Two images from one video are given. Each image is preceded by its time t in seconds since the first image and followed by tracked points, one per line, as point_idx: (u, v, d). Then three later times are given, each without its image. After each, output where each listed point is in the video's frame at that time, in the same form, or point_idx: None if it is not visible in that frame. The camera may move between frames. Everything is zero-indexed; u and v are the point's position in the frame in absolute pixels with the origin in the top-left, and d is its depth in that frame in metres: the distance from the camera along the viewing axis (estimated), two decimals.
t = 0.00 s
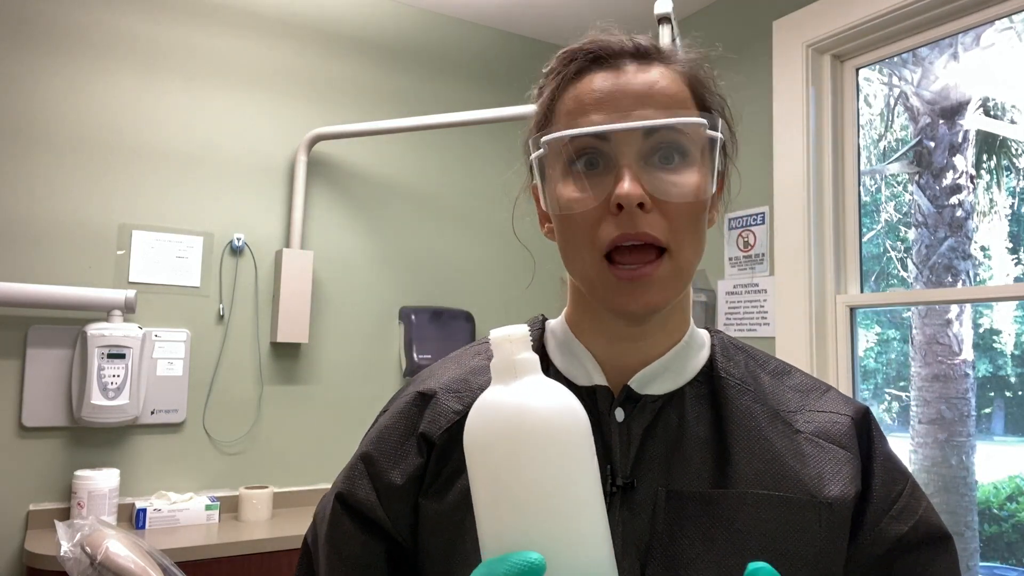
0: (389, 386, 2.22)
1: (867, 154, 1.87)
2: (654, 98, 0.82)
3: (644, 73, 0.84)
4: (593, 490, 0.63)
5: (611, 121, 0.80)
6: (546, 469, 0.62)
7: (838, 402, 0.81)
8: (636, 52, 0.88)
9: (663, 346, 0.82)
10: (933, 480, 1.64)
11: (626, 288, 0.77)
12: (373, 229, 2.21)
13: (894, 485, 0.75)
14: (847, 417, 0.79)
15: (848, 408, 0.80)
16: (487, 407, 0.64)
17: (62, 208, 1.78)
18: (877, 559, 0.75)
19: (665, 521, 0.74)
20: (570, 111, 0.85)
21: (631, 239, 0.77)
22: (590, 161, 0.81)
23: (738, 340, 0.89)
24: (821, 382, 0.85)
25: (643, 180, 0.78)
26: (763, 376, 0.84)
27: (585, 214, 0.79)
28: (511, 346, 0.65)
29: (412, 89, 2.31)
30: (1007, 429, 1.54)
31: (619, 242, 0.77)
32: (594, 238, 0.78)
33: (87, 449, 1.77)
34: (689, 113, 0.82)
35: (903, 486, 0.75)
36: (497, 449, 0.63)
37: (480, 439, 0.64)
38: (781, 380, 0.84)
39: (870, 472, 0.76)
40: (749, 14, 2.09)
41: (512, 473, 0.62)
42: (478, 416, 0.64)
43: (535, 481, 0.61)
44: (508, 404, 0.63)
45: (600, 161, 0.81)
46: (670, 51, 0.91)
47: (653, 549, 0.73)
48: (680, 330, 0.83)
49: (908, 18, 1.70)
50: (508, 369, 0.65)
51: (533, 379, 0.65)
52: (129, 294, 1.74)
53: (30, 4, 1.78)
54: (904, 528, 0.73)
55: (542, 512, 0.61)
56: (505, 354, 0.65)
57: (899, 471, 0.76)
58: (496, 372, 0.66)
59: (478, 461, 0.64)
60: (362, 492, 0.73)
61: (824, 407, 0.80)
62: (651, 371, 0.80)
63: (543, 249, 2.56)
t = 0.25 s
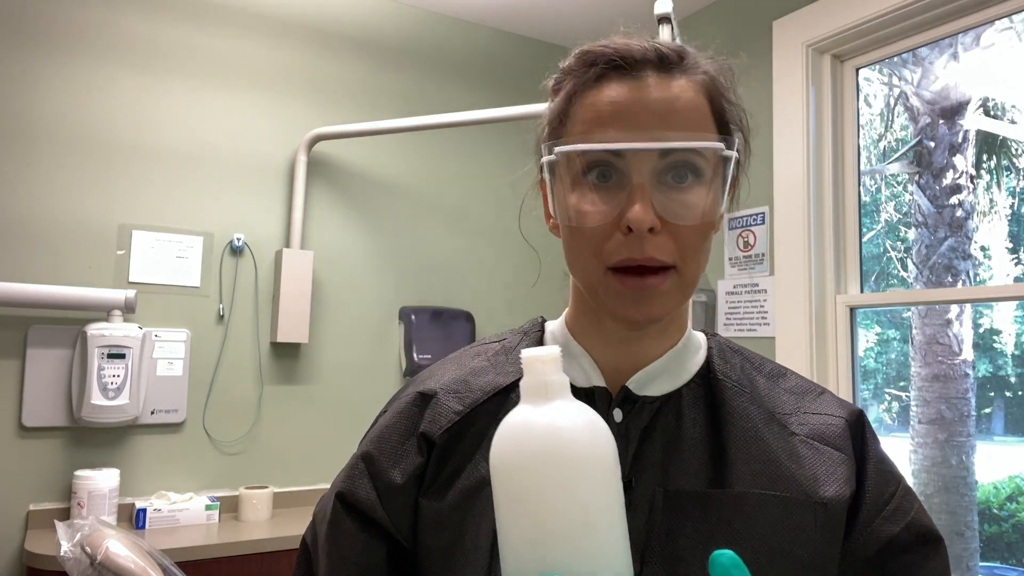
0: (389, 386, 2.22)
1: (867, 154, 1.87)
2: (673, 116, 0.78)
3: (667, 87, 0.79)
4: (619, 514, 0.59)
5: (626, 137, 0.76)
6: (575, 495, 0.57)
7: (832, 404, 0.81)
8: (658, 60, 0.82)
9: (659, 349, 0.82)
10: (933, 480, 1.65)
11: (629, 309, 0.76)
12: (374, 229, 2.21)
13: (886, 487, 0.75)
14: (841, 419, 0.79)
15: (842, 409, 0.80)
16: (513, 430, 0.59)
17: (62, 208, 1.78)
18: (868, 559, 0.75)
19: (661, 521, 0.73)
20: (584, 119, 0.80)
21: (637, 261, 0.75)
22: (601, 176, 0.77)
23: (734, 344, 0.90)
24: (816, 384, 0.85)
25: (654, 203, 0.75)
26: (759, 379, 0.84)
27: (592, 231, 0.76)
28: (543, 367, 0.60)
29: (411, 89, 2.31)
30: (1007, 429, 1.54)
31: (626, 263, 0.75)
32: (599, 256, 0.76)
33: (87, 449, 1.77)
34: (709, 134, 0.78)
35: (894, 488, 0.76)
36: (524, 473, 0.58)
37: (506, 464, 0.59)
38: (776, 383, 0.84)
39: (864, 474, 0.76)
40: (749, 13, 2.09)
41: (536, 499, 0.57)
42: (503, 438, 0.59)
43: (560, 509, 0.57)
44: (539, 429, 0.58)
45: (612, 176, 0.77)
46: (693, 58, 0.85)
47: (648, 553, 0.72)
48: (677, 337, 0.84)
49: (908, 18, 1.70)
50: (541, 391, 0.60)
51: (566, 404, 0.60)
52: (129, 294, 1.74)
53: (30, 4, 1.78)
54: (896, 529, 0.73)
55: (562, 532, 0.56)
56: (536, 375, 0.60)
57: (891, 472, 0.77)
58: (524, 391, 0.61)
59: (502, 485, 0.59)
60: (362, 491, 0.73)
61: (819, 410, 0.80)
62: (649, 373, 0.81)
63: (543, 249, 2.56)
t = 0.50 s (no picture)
0: (389, 386, 2.22)
1: (867, 154, 1.87)
2: (683, 135, 0.75)
3: (678, 104, 0.76)
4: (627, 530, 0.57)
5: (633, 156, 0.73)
6: (587, 508, 0.55)
7: (832, 407, 0.81)
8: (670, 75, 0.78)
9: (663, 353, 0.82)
10: (933, 480, 1.65)
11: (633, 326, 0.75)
12: (374, 229, 2.21)
13: (886, 489, 0.76)
14: (841, 422, 0.79)
15: (842, 413, 0.81)
16: (523, 440, 0.57)
17: (62, 208, 1.78)
18: (865, 561, 0.75)
19: (663, 524, 0.73)
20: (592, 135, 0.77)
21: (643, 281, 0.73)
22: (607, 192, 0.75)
23: (736, 346, 0.90)
24: (816, 388, 0.85)
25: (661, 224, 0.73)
26: (760, 382, 0.84)
27: (597, 248, 0.74)
28: (554, 376, 0.58)
29: (411, 89, 2.31)
30: (1007, 429, 1.54)
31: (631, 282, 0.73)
32: (603, 274, 0.74)
33: (87, 449, 1.77)
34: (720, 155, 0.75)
35: (893, 490, 0.76)
36: (534, 486, 0.56)
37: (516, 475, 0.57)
38: (777, 386, 0.84)
39: (866, 476, 0.76)
40: (749, 13, 2.09)
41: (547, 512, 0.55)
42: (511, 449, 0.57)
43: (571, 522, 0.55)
44: (549, 440, 0.56)
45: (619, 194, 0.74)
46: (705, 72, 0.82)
47: (649, 555, 0.72)
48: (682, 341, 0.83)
49: (908, 17, 1.70)
50: (552, 402, 0.58)
51: (576, 415, 0.58)
52: (129, 294, 1.74)
53: (30, 4, 1.78)
54: (895, 531, 0.73)
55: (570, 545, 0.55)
56: (547, 384, 0.58)
57: (891, 475, 0.77)
58: (532, 402, 0.59)
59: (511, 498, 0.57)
60: (367, 487, 0.73)
61: (819, 413, 0.80)
62: (653, 374, 0.81)
63: (543, 249, 2.56)
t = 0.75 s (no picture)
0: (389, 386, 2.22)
1: (867, 154, 1.87)
2: (688, 119, 0.76)
3: (683, 90, 0.77)
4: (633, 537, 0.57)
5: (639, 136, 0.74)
6: (590, 515, 0.55)
7: (828, 407, 0.81)
8: (676, 63, 0.80)
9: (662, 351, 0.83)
10: (933, 480, 1.64)
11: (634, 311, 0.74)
12: (374, 229, 2.21)
13: (882, 488, 0.75)
14: (837, 422, 0.79)
15: (838, 412, 0.81)
16: (525, 447, 0.57)
17: (62, 208, 1.78)
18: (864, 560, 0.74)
19: (661, 525, 0.73)
20: (598, 119, 0.78)
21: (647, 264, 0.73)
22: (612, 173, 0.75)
23: (732, 346, 0.90)
24: (812, 387, 0.85)
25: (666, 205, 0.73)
26: (756, 381, 0.84)
27: (600, 230, 0.74)
28: (556, 382, 0.58)
29: (411, 89, 2.31)
30: (1007, 429, 1.54)
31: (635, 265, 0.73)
32: (606, 257, 0.74)
33: (87, 449, 1.77)
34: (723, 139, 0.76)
35: (888, 488, 0.75)
36: (537, 492, 0.56)
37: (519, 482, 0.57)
38: (773, 385, 0.84)
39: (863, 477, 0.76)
40: (749, 13, 2.09)
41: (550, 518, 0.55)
42: (514, 455, 0.58)
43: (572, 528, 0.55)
44: (554, 446, 0.56)
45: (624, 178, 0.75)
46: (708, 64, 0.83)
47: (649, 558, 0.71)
48: (680, 337, 0.84)
49: (908, 17, 1.69)
50: (554, 407, 0.58)
51: (580, 421, 0.58)
52: (129, 294, 1.74)
53: (31, 4, 1.78)
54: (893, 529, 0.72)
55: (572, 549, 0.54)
56: (549, 390, 0.58)
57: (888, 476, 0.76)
58: (535, 407, 0.59)
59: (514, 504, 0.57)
60: (364, 493, 0.73)
61: (814, 412, 0.80)
62: (650, 373, 0.81)
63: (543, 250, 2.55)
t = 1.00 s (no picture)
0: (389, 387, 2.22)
1: (867, 154, 1.87)
2: (682, 108, 0.81)
3: (678, 81, 0.82)
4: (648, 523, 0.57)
5: (640, 117, 0.78)
6: (608, 512, 0.56)
7: (755, 392, 0.89)
8: (671, 56, 0.85)
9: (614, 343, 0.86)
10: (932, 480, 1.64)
11: (619, 289, 0.77)
12: (374, 229, 2.21)
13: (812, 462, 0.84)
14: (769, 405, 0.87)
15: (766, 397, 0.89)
16: (531, 448, 0.58)
17: (62, 208, 1.78)
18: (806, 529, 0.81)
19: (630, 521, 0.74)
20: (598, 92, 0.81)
21: (636, 243, 0.77)
22: (608, 151, 0.79)
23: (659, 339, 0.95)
24: (734, 375, 0.92)
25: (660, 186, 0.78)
26: (694, 372, 0.90)
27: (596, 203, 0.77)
28: (561, 382, 0.58)
29: (411, 89, 2.31)
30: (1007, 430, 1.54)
31: (625, 244, 0.77)
32: (598, 231, 0.77)
33: (87, 449, 1.77)
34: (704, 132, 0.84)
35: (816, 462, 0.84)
36: (547, 493, 0.56)
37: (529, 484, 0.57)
38: (706, 375, 0.90)
39: (798, 455, 0.83)
40: (749, 13, 2.09)
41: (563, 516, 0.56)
42: (522, 458, 0.58)
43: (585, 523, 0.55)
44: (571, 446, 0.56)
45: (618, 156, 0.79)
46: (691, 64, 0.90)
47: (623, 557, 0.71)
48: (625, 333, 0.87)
49: (908, 17, 1.69)
50: (560, 409, 0.58)
51: (592, 420, 0.58)
52: (129, 294, 1.74)
53: (30, 4, 1.78)
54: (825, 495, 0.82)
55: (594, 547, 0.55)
56: (553, 392, 0.58)
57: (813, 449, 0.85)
58: (544, 409, 0.59)
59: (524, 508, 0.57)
60: (322, 530, 0.66)
61: (746, 397, 0.88)
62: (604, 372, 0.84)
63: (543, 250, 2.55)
